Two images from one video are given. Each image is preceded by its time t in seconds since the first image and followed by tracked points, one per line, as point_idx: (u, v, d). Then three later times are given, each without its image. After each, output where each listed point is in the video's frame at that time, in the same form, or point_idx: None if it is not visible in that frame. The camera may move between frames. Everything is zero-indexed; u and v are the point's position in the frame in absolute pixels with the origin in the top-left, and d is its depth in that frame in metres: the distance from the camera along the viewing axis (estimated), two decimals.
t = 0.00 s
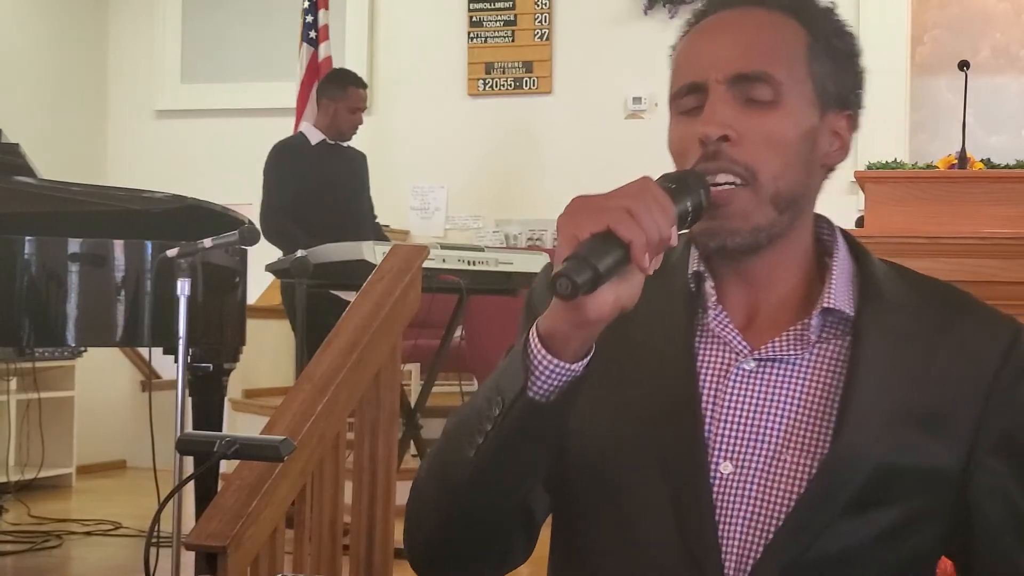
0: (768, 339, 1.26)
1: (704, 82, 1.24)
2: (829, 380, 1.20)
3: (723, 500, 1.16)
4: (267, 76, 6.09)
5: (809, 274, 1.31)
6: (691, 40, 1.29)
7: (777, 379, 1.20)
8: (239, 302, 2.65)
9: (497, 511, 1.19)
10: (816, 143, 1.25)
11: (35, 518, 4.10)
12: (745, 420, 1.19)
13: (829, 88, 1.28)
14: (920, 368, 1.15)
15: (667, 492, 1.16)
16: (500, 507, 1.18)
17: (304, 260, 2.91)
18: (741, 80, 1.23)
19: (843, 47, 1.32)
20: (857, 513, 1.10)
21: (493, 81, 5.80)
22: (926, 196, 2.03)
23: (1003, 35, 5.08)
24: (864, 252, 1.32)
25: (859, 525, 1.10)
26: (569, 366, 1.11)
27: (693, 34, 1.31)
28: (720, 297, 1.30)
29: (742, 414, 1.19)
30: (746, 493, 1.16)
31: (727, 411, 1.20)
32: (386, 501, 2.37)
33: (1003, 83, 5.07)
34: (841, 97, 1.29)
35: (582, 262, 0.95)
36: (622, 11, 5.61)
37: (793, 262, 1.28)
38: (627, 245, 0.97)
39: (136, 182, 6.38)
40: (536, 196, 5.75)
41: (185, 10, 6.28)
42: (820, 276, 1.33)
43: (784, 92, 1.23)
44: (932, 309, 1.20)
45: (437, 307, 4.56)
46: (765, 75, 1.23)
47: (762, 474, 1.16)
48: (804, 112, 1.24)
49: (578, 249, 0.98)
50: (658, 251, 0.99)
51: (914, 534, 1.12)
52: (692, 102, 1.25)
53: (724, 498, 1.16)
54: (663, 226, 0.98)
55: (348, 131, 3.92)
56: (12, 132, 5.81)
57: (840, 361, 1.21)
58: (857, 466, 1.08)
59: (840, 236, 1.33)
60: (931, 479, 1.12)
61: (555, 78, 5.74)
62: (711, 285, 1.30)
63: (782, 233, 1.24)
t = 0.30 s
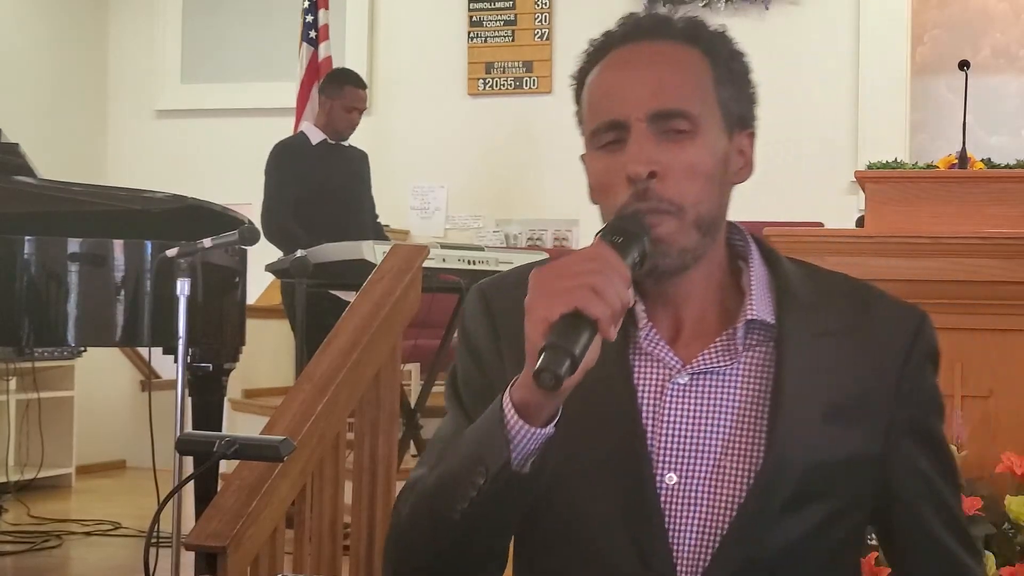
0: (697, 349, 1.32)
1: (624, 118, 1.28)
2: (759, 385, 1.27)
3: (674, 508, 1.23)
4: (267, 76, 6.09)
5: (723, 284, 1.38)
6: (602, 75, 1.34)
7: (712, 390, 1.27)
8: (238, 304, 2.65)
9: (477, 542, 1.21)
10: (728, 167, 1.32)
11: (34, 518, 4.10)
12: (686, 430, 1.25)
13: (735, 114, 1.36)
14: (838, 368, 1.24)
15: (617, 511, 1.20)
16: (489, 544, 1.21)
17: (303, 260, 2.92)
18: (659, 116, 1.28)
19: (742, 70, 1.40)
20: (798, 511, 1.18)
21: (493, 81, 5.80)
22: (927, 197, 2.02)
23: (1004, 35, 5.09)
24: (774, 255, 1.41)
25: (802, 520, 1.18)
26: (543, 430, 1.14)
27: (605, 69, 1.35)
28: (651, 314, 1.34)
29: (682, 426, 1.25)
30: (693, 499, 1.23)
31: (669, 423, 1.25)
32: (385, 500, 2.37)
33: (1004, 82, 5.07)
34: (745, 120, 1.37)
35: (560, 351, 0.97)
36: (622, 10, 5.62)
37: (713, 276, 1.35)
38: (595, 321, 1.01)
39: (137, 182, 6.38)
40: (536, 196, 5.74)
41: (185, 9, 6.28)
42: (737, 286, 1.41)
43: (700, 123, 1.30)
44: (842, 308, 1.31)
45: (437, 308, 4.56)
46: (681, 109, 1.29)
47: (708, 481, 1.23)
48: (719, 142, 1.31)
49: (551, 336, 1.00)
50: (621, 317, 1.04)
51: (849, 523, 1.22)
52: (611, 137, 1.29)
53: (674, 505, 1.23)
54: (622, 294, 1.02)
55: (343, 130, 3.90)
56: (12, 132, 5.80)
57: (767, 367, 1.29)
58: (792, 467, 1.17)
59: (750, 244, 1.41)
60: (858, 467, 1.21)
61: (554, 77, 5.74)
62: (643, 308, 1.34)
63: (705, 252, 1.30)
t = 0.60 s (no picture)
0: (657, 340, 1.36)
1: (561, 149, 1.30)
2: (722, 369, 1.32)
3: (652, 495, 1.26)
4: (265, 74, 6.06)
5: (672, 279, 1.42)
6: (534, 101, 1.35)
7: (676, 382, 1.31)
8: (235, 305, 2.60)
9: (470, 549, 1.22)
10: (663, 179, 1.35)
11: (29, 521, 4.07)
12: (656, 420, 1.29)
13: (665, 124, 1.37)
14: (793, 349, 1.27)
15: (598, 506, 1.23)
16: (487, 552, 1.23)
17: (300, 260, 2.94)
18: (596, 145, 1.30)
19: (673, 77, 1.40)
20: (770, 489, 1.22)
21: (493, 80, 5.77)
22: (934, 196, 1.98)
23: (1007, 34, 5.06)
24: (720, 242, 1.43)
25: (775, 495, 1.22)
26: (516, 466, 1.18)
27: (536, 96, 1.35)
28: (607, 316, 1.36)
29: (653, 419, 1.29)
30: (670, 486, 1.26)
31: (640, 415, 1.29)
32: (384, 504, 2.33)
33: (1008, 81, 5.04)
34: (677, 123, 1.39)
35: (526, 405, 1.05)
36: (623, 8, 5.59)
37: (661, 271, 1.40)
38: (556, 367, 1.09)
39: (134, 182, 6.34)
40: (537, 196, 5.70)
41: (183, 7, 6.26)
42: (686, 275, 1.44)
43: (634, 145, 1.32)
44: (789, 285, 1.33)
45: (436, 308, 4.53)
46: (615, 136, 1.31)
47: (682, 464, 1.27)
48: (653, 159, 1.34)
49: (516, 390, 1.08)
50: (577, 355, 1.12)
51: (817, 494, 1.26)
52: (552, 168, 1.31)
53: (652, 493, 1.26)
54: (577, 337, 1.10)
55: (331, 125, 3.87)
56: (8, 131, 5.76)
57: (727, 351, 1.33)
58: (761, 448, 1.21)
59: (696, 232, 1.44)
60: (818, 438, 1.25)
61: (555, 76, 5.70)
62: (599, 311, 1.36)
63: (651, 260, 1.34)
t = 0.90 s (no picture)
0: (669, 338, 1.38)
1: (569, 167, 1.32)
2: (729, 363, 1.35)
3: (665, 482, 1.30)
4: (268, 75, 6.12)
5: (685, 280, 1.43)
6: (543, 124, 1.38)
7: (682, 377, 1.34)
8: (239, 304, 2.63)
9: (495, 536, 1.29)
10: (670, 193, 1.36)
11: (34, 519, 4.10)
12: (664, 412, 1.33)
13: (670, 141, 1.38)
14: (790, 341, 1.30)
15: (616, 495, 1.27)
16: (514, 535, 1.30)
17: (303, 260, 2.96)
18: (600, 163, 1.32)
19: (676, 99, 1.42)
20: (771, 476, 1.24)
21: (494, 81, 5.81)
22: (926, 197, 2.02)
23: (1004, 35, 5.11)
24: (727, 245, 1.46)
25: (775, 481, 1.24)
26: (535, 463, 1.23)
27: (547, 122, 1.38)
28: (621, 319, 1.38)
29: (659, 410, 1.33)
30: (682, 474, 1.30)
31: (649, 407, 1.33)
32: (386, 501, 2.36)
33: (1004, 83, 5.09)
34: (682, 140, 1.40)
35: (538, 409, 1.08)
36: (622, 11, 5.64)
37: (676, 276, 1.43)
38: (566, 374, 1.12)
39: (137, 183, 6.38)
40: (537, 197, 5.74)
41: (186, 9, 6.30)
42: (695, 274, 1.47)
43: (637, 162, 1.33)
44: (790, 284, 1.37)
45: (437, 308, 4.57)
46: (620, 153, 1.33)
47: (692, 454, 1.31)
48: (658, 175, 1.35)
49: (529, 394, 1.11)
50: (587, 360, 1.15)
51: (824, 482, 1.28)
52: (562, 186, 1.33)
53: (664, 476, 1.30)
54: (586, 344, 1.13)
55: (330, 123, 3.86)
56: (13, 132, 5.79)
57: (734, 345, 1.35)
58: (759, 436, 1.23)
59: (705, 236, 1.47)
60: (820, 427, 1.27)
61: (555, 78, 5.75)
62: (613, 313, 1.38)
63: (661, 265, 1.36)
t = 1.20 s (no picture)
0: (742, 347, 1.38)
1: (650, 179, 1.34)
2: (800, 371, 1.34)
3: (734, 483, 1.30)
4: (268, 76, 6.12)
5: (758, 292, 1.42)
6: (630, 139, 1.39)
7: (754, 384, 1.34)
8: (238, 304, 2.64)
9: (573, 519, 1.30)
10: (746, 208, 1.37)
11: (34, 518, 4.10)
12: (738, 415, 1.32)
13: (748, 158, 1.39)
14: (858, 352, 1.31)
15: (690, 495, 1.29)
16: (583, 528, 1.32)
17: (303, 260, 2.96)
18: (680, 176, 1.34)
19: (755, 119, 1.42)
20: (833, 482, 1.25)
21: (493, 81, 5.81)
22: (928, 197, 2.02)
23: (1004, 35, 5.11)
24: (798, 262, 1.45)
25: (836, 488, 1.25)
26: (617, 442, 1.25)
27: (628, 138, 1.40)
28: (697, 325, 1.39)
29: (732, 416, 1.32)
30: (751, 476, 1.30)
31: (722, 409, 1.33)
32: (387, 501, 2.36)
33: (1004, 83, 5.09)
34: (760, 158, 1.41)
35: (621, 384, 1.14)
36: (622, 11, 5.65)
37: (751, 291, 1.42)
38: (648, 356, 1.16)
39: (136, 183, 6.38)
40: (537, 198, 5.76)
41: (186, 10, 6.30)
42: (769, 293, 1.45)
43: (716, 176, 1.34)
44: (856, 298, 1.37)
45: (437, 308, 4.57)
46: (698, 167, 1.34)
47: (763, 456, 1.31)
48: (736, 189, 1.36)
49: (614, 371, 1.16)
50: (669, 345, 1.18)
51: (881, 493, 1.29)
52: (643, 197, 1.35)
53: (732, 479, 1.30)
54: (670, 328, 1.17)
55: (329, 122, 3.83)
56: (13, 132, 5.79)
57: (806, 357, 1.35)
58: (821, 443, 1.24)
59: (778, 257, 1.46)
60: (877, 437, 1.28)
61: (555, 78, 5.76)
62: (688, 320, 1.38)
63: (735, 274, 1.36)
